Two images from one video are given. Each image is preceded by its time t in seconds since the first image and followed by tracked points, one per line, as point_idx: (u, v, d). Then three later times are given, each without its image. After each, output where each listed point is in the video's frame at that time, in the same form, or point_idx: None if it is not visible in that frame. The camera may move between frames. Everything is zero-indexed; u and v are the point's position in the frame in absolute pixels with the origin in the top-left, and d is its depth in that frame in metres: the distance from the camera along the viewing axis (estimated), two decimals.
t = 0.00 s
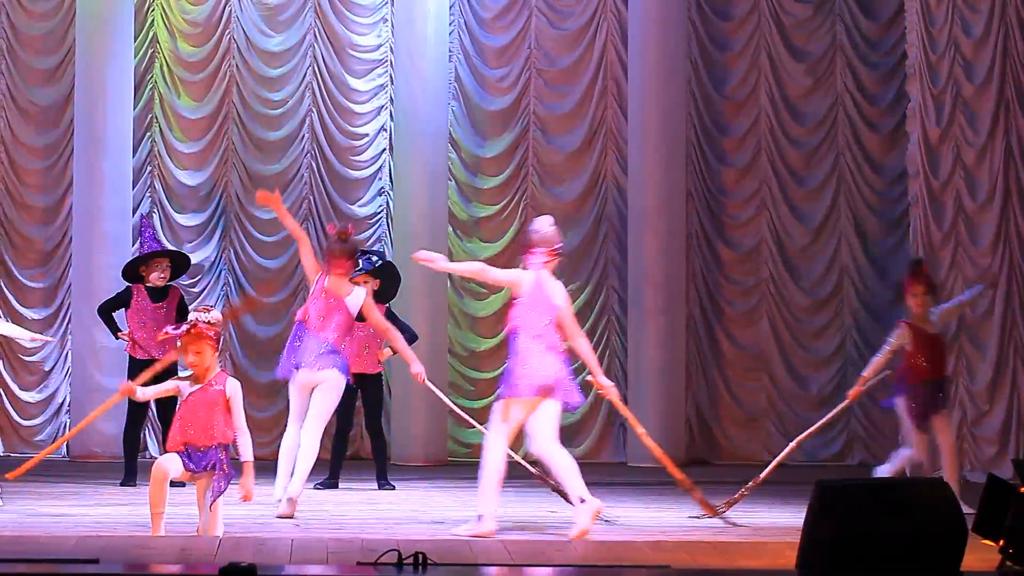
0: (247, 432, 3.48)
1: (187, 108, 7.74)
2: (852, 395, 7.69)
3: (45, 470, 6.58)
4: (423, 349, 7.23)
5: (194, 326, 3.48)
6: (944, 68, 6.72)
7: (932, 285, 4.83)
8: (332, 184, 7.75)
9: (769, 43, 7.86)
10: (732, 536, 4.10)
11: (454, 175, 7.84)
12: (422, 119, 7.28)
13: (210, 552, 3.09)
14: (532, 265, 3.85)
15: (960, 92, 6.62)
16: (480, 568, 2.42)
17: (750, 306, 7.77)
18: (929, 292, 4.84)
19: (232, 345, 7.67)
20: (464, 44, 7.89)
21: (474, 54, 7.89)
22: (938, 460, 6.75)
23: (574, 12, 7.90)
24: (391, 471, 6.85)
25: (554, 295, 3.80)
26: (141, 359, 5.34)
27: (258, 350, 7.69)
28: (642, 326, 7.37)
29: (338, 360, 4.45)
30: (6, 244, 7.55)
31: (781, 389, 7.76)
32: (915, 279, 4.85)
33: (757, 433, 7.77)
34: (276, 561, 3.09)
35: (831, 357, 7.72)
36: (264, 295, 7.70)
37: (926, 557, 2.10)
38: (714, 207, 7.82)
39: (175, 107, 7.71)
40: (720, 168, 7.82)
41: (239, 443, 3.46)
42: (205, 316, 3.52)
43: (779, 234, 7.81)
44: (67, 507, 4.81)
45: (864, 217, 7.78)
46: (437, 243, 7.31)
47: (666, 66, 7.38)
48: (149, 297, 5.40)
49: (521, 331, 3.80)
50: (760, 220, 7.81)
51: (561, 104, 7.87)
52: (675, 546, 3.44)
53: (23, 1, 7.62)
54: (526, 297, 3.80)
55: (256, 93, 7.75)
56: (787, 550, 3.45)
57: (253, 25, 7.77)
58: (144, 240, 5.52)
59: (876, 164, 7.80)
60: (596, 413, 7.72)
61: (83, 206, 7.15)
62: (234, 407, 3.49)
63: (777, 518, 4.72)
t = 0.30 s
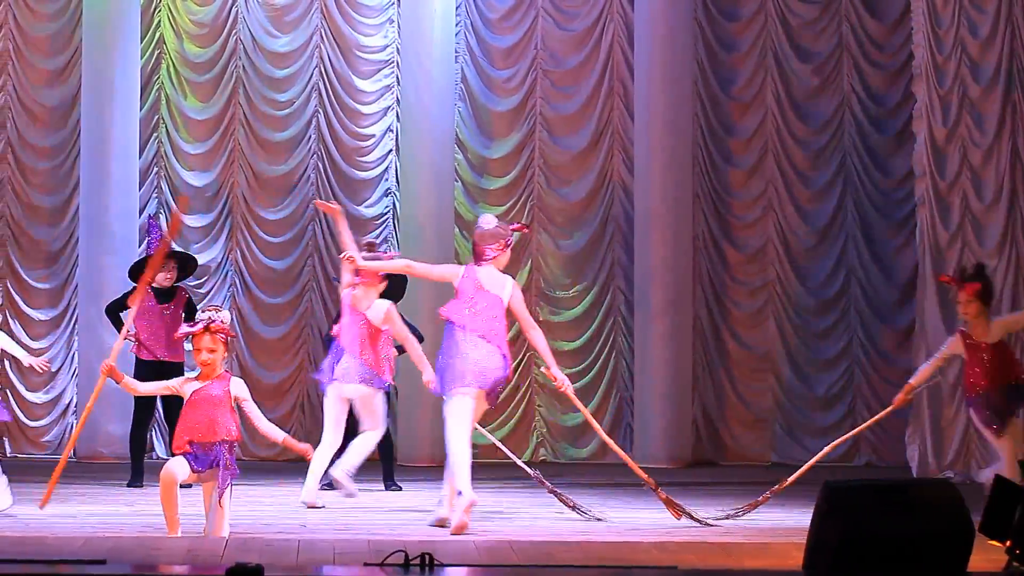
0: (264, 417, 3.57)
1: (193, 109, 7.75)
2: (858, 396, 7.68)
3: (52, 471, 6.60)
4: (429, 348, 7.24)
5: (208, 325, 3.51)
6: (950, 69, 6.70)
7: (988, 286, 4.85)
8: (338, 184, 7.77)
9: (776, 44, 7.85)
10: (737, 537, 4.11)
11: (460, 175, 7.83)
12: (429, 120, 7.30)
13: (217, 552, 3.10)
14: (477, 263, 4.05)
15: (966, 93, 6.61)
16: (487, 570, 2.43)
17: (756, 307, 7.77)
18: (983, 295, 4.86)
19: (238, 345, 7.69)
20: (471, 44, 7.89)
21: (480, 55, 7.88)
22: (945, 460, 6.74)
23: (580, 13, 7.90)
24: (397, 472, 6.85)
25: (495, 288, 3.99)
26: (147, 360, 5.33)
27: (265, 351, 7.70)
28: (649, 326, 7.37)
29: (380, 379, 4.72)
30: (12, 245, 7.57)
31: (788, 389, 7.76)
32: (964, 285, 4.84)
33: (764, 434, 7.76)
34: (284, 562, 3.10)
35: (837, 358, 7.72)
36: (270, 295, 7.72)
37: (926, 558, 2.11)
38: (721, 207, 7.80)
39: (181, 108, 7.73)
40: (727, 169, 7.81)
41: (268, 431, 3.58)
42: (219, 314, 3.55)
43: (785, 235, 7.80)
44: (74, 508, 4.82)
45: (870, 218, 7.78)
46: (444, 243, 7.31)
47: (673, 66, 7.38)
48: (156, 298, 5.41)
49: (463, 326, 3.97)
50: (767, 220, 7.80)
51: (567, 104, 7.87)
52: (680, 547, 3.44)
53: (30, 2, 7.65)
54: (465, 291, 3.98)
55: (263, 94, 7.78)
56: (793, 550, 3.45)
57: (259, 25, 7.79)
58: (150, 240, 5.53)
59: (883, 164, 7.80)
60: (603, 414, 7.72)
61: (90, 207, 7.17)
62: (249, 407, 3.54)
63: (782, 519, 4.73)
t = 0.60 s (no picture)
0: (278, 411, 3.60)
1: (202, 110, 7.77)
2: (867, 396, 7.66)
3: (61, 472, 6.61)
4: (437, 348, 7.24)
5: (219, 322, 3.52)
6: (958, 69, 6.70)
7: (1019, 286, 4.12)
8: (347, 186, 7.79)
9: (784, 45, 7.84)
10: (747, 538, 4.10)
11: (470, 176, 7.85)
12: (437, 121, 7.32)
13: (226, 552, 3.11)
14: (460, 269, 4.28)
15: (974, 94, 6.60)
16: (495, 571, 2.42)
17: (765, 307, 7.76)
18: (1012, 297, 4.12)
19: (247, 346, 7.70)
20: (480, 45, 7.89)
21: (488, 56, 7.89)
22: (954, 461, 6.71)
23: (589, 14, 7.91)
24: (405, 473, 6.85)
25: (475, 287, 4.24)
26: (157, 361, 5.34)
27: (274, 352, 7.71)
28: (657, 327, 7.36)
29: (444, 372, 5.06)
30: (21, 246, 7.59)
31: (797, 390, 7.74)
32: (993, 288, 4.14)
33: (773, 435, 7.74)
34: (293, 562, 3.10)
35: (846, 358, 7.70)
36: (279, 296, 7.74)
37: (919, 560, 2.06)
38: (729, 208, 7.79)
39: (190, 109, 7.74)
40: (735, 169, 7.80)
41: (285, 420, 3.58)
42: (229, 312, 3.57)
43: (794, 236, 7.79)
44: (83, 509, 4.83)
45: (879, 220, 7.76)
46: (453, 244, 7.31)
47: (681, 67, 7.38)
48: (165, 299, 5.42)
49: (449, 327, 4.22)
50: (776, 221, 7.79)
51: (576, 105, 7.87)
52: (689, 547, 3.43)
53: (38, 3, 7.68)
54: (447, 290, 4.24)
55: (272, 95, 7.79)
56: (801, 551, 3.44)
57: (268, 26, 7.81)
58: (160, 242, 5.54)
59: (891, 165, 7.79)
60: (611, 415, 7.72)
61: (99, 208, 7.20)
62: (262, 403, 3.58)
63: (792, 520, 4.72)
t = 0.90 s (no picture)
0: (291, 410, 3.61)
1: (212, 111, 7.80)
2: (877, 398, 7.64)
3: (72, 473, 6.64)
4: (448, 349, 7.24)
5: (229, 323, 3.54)
6: (970, 70, 6.69)
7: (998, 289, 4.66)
8: (357, 187, 7.81)
9: (794, 46, 7.83)
10: (758, 539, 4.09)
11: (481, 178, 7.86)
12: (447, 122, 7.32)
13: (237, 554, 3.11)
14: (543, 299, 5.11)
15: (984, 95, 6.58)
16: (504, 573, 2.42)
17: (775, 309, 7.74)
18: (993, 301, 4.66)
19: (257, 347, 7.72)
20: (490, 47, 7.90)
21: (499, 58, 7.89)
22: (965, 463, 6.69)
23: (599, 15, 7.91)
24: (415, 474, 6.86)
25: (485, 289, 4.36)
26: (167, 364, 5.36)
27: (284, 354, 7.73)
28: (668, 328, 7.36)
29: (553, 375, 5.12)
30: (31, 247, 7.63)
31: (807, 391, 7.72)
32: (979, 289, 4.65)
33: (783, 436, 7.73)
34: (302, 564, 3.11)
35: (856, 360, 7.68)
36: (289, 298, 7.76)
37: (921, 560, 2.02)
38: (740, 210, 7.78)
39: (200, 111, 7.78)
40: (746, 171, 7.79)
41: (299, 418, 3.58)
42: (239, 313, 3.59)
43: (804, 238, 7.78)
44: (93, 510, 4.85)
45: (889, 221, 7.74)
46: (463, 245, 7.32)
47: (691, 68, 7.38)
48: (175, 300, 5.44)
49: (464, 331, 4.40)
50: (787, 222, 7.78)
51: (586, 106, 7.88)
52: (699, 548, 3.41)
53: (49, 5, 7.73)
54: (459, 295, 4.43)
55: (282, 97, 7.81)
56: (812, 553, 3.42)
57: (278, 28, 7.84)
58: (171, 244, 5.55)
59: (901, 167, 7.77)
60: (622, 416, 7.71)
61: (110, 210, 7.23)
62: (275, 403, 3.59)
63: (803, 521, 4.71)
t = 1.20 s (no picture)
0: (311, 408, 3.63)
1: (226, 113, 7.84)
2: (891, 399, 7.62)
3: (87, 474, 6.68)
4: (461, 351, 7.24)
5: (247, 324, 3.55)
6: (983, 71, 6.65)
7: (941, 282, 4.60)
8: (371, 189, 7.83)
9: (808, 47, 7.81)
10: (771, 541, 4.08)
11: (493, 179, 7.87)
12: (461, 123, 7.33)
13: (251, 556, 3.13)
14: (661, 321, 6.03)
15: (998, 95, 6.55)
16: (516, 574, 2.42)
17: (789, 310, 7.73)
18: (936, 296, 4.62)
19: (271, 349, 7.74)
20: (503, 48, 7.91)
21: (513, 59, 7.90)
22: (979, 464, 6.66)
23: (612, 16, 7.91)
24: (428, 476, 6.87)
25: (535, 298, 4.66)
26: (181, 365, 5.39)
27: (298, 355, 7.76)
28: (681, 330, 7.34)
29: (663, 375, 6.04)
30: (44, 249, 7.68)
31: (821, 393, 7.70)
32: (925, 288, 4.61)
33: (797, 437, 7.71)
34: (317, 566, 3.11)
35: (870, 361, 7.66)
36: (303, 300, 7.79)
37: (917, 558, 1.99)
38: (754, 211, 7.78)
39: (214, 113, 7.81)
40: (759, 172, 7.78)
41: (319, 416, 3.61)
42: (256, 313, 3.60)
43: (818, 239, 7.76)
44: (107, 511, 4.87)
45: (903, 222, 7.71)
46: (476, 246, 7.32)
47: (703, 68, 7.37)
48: (189, 301, 5.45)
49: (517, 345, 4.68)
50: (800, 223, 7.76)
51: (599, 108, 7.88)
52: (713, 549, 3.41)
53: (62, 7, 7.77)
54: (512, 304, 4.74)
55: (296, 98, 7.84)
56: (826, 554, 3.41)
57: (291, 29, 7.86)
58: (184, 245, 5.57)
59: (916, 168, 7.73)
60: (636, 418, 7.71)
61: (123, 212, 7.26)
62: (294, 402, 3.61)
63: (817, 522, 4.70)
